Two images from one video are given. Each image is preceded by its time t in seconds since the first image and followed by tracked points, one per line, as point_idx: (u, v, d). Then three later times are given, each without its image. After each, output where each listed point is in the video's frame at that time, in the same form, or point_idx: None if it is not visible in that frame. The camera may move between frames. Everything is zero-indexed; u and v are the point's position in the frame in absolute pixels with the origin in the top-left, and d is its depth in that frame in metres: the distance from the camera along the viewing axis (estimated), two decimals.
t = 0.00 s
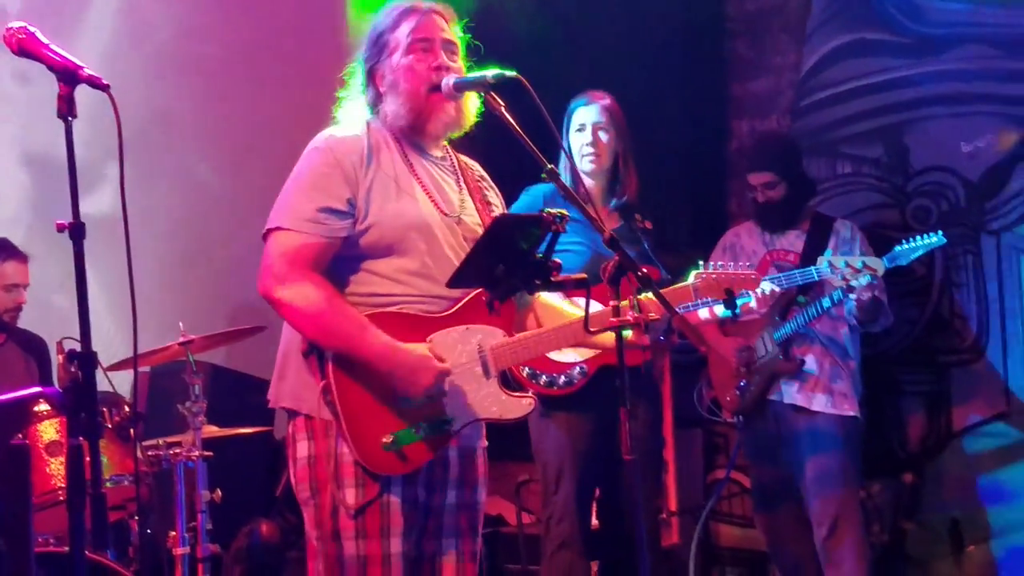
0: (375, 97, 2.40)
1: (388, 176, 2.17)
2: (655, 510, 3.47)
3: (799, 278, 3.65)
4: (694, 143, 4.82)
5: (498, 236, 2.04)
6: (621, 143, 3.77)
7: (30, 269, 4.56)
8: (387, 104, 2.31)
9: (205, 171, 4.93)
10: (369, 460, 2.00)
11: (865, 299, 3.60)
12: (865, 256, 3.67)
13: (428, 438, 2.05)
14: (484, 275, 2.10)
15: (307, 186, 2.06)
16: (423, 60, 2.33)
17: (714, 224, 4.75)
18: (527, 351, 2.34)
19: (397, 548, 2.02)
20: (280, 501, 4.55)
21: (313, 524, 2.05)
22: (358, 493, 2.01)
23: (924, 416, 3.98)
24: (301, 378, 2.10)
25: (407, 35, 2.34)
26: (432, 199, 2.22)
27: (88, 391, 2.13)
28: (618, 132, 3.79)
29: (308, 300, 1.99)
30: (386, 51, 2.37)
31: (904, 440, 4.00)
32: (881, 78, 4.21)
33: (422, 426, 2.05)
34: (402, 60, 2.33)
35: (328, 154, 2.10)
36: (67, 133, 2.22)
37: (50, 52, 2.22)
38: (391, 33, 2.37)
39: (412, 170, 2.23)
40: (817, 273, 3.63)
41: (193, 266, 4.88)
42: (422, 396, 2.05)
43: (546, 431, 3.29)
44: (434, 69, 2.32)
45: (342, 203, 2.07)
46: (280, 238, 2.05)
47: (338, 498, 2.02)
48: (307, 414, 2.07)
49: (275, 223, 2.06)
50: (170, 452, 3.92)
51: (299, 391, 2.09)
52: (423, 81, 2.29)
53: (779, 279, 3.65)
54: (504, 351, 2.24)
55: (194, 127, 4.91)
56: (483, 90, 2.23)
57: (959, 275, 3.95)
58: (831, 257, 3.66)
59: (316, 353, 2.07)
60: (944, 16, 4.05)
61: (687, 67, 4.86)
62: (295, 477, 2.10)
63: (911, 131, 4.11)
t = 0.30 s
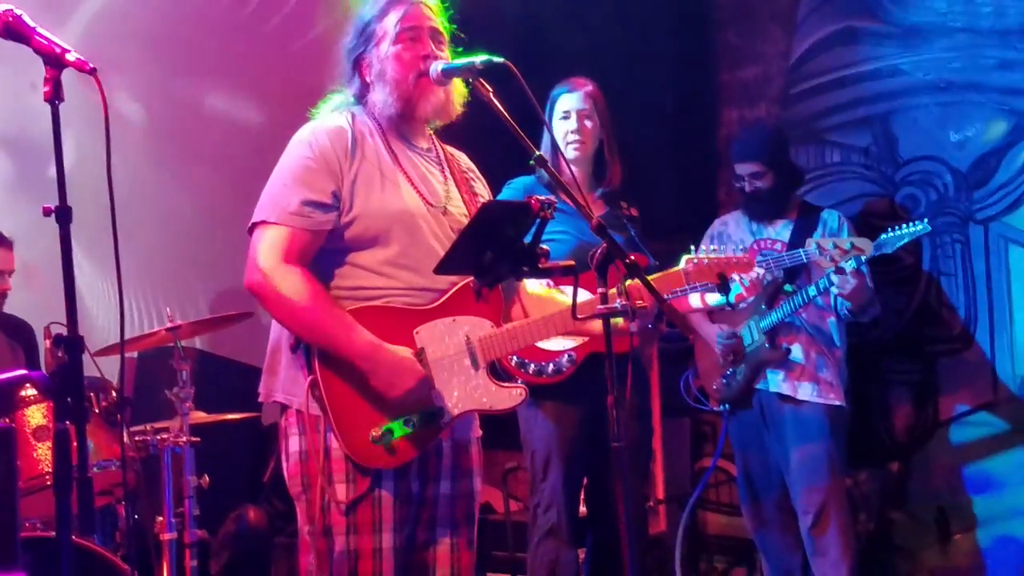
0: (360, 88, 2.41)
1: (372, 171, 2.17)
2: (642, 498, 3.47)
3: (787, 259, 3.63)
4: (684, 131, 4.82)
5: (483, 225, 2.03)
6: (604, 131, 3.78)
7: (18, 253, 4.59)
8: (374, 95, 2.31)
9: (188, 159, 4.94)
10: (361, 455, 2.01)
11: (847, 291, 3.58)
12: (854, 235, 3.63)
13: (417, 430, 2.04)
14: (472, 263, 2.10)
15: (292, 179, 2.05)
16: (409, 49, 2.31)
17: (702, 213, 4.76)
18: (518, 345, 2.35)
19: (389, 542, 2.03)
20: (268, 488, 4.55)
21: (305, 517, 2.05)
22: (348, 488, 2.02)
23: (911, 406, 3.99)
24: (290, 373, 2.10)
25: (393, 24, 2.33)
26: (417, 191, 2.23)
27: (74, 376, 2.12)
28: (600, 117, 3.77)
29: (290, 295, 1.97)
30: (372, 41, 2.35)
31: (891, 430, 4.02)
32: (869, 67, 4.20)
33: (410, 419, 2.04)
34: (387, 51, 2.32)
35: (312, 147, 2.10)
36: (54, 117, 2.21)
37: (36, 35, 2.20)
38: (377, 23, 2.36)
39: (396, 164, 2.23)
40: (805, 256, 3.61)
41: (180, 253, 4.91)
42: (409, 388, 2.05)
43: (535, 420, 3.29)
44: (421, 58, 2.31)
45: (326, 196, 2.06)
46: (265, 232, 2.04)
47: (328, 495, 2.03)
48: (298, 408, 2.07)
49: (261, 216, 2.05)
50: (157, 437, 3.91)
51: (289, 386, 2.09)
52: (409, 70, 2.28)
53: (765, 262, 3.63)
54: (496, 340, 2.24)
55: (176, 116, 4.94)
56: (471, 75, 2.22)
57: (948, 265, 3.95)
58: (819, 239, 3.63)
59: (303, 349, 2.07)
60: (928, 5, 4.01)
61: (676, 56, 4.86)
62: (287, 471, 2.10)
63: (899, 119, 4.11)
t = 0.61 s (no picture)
0: (351, 74, 2.41)
1: (364, 159, 2.16)
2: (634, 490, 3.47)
3: (780, 238, 3.60)
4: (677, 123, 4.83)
5: (475, 217, 2.03)
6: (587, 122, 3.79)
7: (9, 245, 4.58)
8: (366, 82, 2.30)
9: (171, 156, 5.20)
10: (348, 442, 2.00)
11: (837, 285, 3.57)
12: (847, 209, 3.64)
13: (407, 417, 2.05)
14: (463, 253, 2.10)
15: (284, 164, 2.04)
16: (401, 38, 2.31)
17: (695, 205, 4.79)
18: (505, 333, 2.35)
19: (375, 530, 2.02)
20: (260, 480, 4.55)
21: (291, 504, 2.03)
22: (336, 474, 2.01)
23: (903, 398, 4.01)
24: (278, 357, 2.10)
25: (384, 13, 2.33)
26: (409, 177, 2.23)
27: (66, 366, 2.11)
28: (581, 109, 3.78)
29: (283, 283, 1.97)
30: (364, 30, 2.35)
31: (883, 423, 4.04)
32: (861, 59, 4.21)
33: (398, 410, 2.05)
34: (378, 40, 2.32)
35: (304, 134, 2.09)
36: (45, 108, 2.20)
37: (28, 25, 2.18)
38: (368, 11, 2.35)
39: (387, 150, 2.23)
40: (798, 234, 3.61)
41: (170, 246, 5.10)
42: (400, 367, 2.05)
43: (528, 412, 3.29)
44: (410, 48, 2.30)
45: (318, 182, 2.05)
46: (257, 217, 2.02)
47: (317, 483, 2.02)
48: (286, 393, 2.07)
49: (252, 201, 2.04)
50: (150, 429, 3.91)
51: (277, 370, 2.09)
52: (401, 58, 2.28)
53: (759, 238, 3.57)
54: (479, 331, 2.26)
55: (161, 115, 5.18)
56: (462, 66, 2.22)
57: (940, 257, 3.94)
58: (811, 215, 3.63)
59: (292, 333, 2.07)
60: None
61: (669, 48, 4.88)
62: (274, 458, 2.09)
63: (891, 112, 4.12)
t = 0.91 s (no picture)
0: (346, 82, 2.41)
1: (355, 166, 2.17)
2: (627, 496, 3.49)
3: (773, 234, 3.60)
4: (675, 129, 4.85)
5: (470, 223, 2.04)
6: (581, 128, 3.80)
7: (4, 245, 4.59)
8: (360, 88, 2.31)
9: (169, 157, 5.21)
10: (335, 451, 2.01)
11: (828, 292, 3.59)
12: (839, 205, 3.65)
13: (393, 428, 2.06)
14: (459, 259, 2.11)
15: (275, 170, 2.05)
16: (395, 45, 2.33)
17: (691, 212, 4.80)
18: (498, 345, 2.36)
19: (363, 540, 2.03)
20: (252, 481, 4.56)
21: (280, 514, 2.04)
22: (323, 484, 2.02)
23: (895, 406, 4.04)
24: (268, 365, 2.11)
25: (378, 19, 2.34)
26: (400, 185, 2.24)
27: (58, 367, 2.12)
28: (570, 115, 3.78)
29: (268, 289, 1.97)
30: (359, 36, 2.36)
31: (875, 430, 4.08)
32: (857, 69, 4.22)
33: (385, 420, 2.05)
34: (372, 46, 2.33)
35: (296, 141, 2.10)
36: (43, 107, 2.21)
37: (23, 23, 2.18)
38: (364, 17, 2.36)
39: (380, 158, 2.24)
40: (791, 229, 3.60)
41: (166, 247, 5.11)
42: (387, 380, 2.06)
43: (519, 417, 3.30)
44: (406, 53, 2.32)
45: (308, 189, 2.06)
46: (245, 224, 2.03)
47: (305, 491, 2.02)
48: (274, 402, 2.07)
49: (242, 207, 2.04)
50: (141, 430, 3.92)
51: (267, 379, 2.10)
52: (395, 65, 2.30)
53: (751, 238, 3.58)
54: (472, 342, 2.25)
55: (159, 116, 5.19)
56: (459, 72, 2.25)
57: (933, 267, 3.96)
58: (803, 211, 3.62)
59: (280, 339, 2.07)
60: (917, 8, 4.00)
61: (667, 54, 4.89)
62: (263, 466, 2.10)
63: (886, 122, 4.13)
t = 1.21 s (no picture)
0: (333, 87, 2.40)
1: (343, 168, 2.17)
2: (615, 506, 3.49)
3: (763, 248, 3.62)
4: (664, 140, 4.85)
5: (463, 230, 2.04)
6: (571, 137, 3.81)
7: None
8: (349, 93, 2.31)
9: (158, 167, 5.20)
10: (325, 449, 2.00)
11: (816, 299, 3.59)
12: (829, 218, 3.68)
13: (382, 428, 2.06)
14: (448, 266, 2.11)
15: (263, 169, 2.05)
16: (385, 50, 2.32)
17: (681, 222, 4.80)
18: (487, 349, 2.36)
19: (352, 540, 2.03)
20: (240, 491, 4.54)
21: (268, 515, 2.04)
22: (313, 483, 2.02)
23: (885, 417, 4.04)
24: (256, 367, 2.11)
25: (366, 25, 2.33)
26: (389, 187, 2.24)
27: (46, 374, 2.11)
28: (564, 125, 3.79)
29: (259, 287, 1.96)
30: (345, 41, 2.35)
31: (864, 438, 4.07)
32: (847, 80, 4.23)
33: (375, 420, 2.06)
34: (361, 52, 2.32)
35: (286, 142, 2.10)
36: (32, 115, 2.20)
37: (14, 32, 2.19)
38: (350, 22, 2.35)
39: (368, 161, 2.24)
40: (780, 243, 3.63)
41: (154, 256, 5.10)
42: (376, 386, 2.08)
43: (510, 426, 3.29)
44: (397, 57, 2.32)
45: (296, 189, 2.06)
46: (234, 223, 2.03)
47: (294, 491, 2.02)
48: (263, 404, 2.07)
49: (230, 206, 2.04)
50: (131, 438, 3.90)
51: (255, 381, 2.09)
52: (386, 71, 2.30)
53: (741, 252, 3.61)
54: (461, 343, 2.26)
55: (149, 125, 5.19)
56: (448, 83, 2.24)
57: (922, 278, 3.97)
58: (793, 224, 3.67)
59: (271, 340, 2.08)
60: (909, 19, 4.02)
61: (657, 64, 4.90)
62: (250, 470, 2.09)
63: (876, 133, 4.14)
